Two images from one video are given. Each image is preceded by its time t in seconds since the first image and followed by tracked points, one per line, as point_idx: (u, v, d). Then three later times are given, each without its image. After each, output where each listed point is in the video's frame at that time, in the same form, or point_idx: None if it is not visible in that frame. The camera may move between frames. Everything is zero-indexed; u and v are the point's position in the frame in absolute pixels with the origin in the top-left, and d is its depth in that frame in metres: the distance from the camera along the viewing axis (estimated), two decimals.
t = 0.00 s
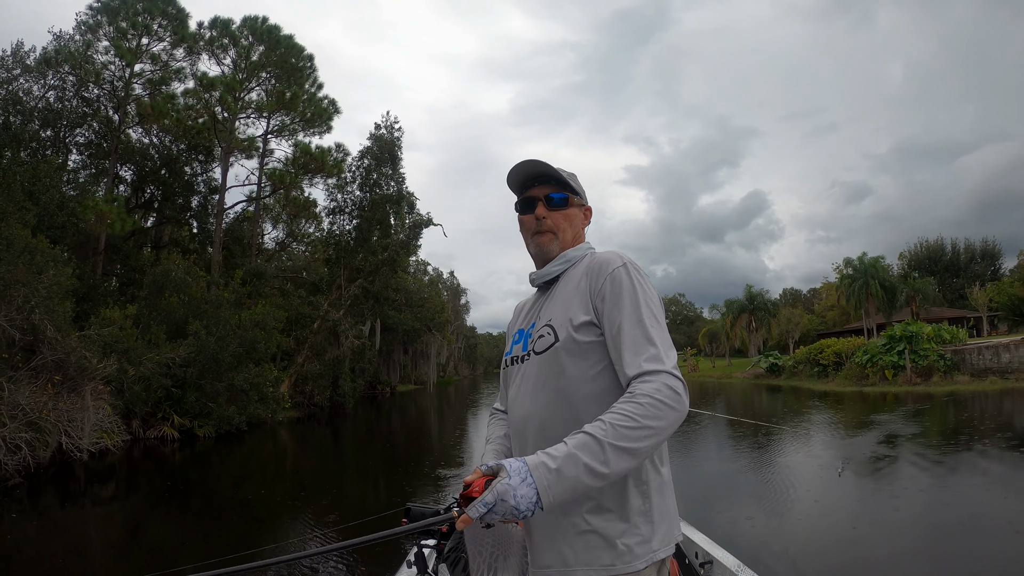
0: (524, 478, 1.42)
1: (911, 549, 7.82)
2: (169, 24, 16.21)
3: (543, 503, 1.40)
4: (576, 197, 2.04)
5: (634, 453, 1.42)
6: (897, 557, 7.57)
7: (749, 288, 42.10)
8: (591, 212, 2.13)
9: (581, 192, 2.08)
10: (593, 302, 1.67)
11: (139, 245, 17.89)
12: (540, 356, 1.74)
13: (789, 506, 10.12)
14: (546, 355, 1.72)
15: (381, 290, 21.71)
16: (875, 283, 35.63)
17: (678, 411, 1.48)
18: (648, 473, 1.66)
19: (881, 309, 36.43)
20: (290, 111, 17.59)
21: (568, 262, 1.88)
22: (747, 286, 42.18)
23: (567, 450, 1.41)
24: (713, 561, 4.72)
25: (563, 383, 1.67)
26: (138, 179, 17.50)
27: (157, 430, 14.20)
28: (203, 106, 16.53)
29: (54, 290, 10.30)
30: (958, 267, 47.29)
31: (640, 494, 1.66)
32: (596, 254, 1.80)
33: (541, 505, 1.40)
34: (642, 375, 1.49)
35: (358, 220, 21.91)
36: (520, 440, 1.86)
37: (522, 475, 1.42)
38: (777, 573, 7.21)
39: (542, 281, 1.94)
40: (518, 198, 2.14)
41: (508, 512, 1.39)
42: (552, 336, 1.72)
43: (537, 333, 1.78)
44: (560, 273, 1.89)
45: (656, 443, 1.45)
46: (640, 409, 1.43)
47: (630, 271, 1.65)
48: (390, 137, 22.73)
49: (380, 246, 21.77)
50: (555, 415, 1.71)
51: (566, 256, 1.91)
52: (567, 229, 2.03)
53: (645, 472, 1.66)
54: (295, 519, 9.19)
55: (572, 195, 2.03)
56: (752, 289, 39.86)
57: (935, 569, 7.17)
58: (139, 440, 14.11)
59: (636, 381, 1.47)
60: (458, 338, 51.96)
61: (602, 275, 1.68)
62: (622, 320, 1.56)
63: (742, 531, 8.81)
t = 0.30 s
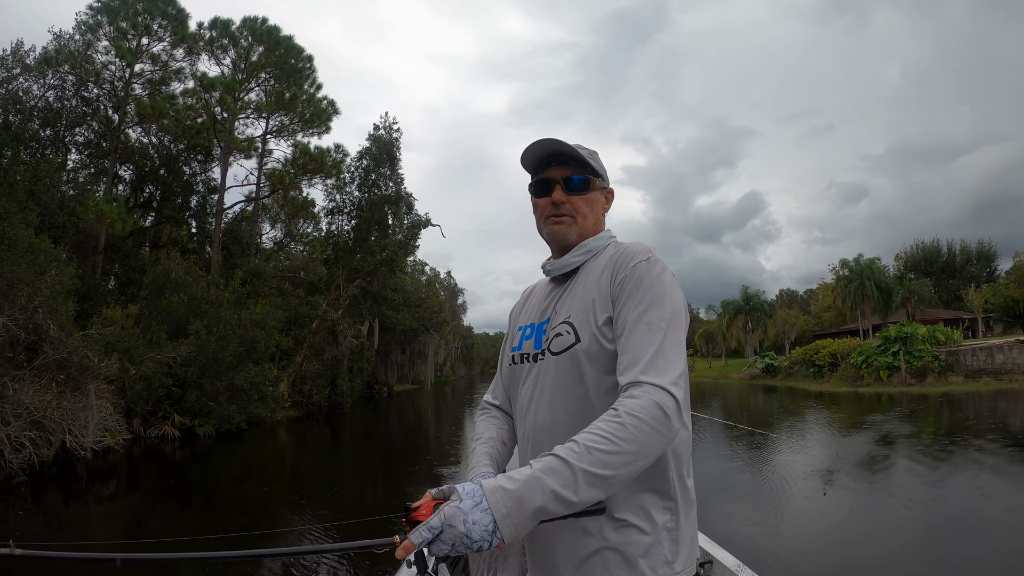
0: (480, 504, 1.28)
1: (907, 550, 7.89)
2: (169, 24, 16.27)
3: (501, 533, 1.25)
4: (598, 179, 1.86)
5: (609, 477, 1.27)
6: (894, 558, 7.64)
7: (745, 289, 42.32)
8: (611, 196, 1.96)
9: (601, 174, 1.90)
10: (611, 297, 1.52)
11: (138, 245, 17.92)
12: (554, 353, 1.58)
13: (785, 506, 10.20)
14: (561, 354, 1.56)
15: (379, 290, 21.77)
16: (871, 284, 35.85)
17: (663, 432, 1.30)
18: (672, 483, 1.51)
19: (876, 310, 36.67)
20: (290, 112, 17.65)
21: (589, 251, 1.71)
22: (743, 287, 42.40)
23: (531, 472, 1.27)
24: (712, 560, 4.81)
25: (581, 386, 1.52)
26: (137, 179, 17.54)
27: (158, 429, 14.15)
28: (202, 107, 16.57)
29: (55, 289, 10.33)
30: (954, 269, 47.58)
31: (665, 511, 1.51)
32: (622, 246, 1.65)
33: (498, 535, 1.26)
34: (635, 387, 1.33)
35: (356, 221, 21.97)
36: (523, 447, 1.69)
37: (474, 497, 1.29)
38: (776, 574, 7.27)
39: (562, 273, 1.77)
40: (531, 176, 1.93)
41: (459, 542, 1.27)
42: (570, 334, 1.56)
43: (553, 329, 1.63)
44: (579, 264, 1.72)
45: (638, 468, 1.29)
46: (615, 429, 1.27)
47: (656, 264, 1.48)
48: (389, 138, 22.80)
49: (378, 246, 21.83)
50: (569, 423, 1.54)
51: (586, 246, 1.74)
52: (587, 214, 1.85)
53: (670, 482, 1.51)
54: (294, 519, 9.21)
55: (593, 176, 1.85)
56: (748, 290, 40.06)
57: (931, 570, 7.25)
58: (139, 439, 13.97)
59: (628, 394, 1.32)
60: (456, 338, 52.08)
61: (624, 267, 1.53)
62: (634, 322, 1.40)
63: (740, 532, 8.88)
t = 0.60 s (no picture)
0: (614, 555, 1.12)
1: (904, 551, 7.98)
2: (170, 25, 16.36)
3: None
4: (627, 161, 1.79)
5: (727, 492, 1.20)
6: (890, 559, 7.73)
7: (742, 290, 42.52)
8: (641, 179, 1.88)
9: (630, 156, 1.83)
10: (661, 287, 1.43)
11: (137, 245, 17.95)
12: (587, 345, 1.48)
13: (782, 507, 10.29)
14: (598, 346, 1.46)
15: (378, 291, 21.87)
16: (867, 286, 36.09)
17: (764, 438, 1.25)
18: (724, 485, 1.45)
19: (872, 312, 36.89)
20: (289, 113, 17.72)
21: (621, 239, 1.64)
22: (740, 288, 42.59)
23: (659, 507, 1.16)
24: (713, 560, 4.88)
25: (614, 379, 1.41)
26: (136, 179, 17.56)
27: (158, 428, 14.15)
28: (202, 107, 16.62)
29: (59, 290, 10.39)
30: (950, 272, 47.87)
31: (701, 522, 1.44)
32: (659, 233, 1.57)
33: None
34: (727, 393, 1.26)
35: (355, 222, 22.04)
36: (537, 444, 1.57)
37: (605, 547, 1.13)
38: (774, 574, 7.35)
39: (590, 259, 1.70)
40: (556, 161, 1.88)
41: None
42: (605, 322, 1.46)
43: (584, 318, 1.53)
44: (611, 249, 1.64)
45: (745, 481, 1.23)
46: (725, 439, 1.20)
47: (706, 254, 1.41)
48: (387, 139, 22.91)
49: (376, 247, 21.91)
50: (599, 422, 1.43)
51: (617, 234, 1.66)
52: (615, 199, 1.78)
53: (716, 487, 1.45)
54: (293, 518, 9.28)
55: (623, 158, 1.77)
56: (745, 291, 40.24)
57: (928, 571, 7.33)
58: (139, 439, 13.93)
59: (721, 398, 1.25)
60: (452, 338, 52.16)
61: (673, 255, 1.44)
62: (704, 319, 1.32)
63: (739, 533, 8.96)
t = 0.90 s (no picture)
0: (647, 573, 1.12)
1: (900, 551, 8.07)
2: (169, 28, 16.45)
3: None
4: (640, 153, 1.73)
5: (752, 500, 1.19)
6: (886, 559, 7.82)
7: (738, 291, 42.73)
8: (652, 175, 1.81)
9: (643, 150, 1.78)
10: (682, 280, 1.34)
11: (136, 247, 17.99)
12: (601, 337, 1.36)
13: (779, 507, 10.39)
14: (615, 338, 1.33)
15: (377, 292, 21.95)
16: (863, 286, 36.32)
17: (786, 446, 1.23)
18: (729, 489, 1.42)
19: (868, 312, 37.12)
20: (289, 116, 17.81)
21: (635, 232, 1.56)
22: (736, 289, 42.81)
23: (692, 522, 1.15)
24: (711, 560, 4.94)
25: (631, 376, 1.30)
26: (136, 181, 17.61)
27: (159, 429, 14.19)
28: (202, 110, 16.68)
29: (61, 292, 10.45)
30: (946, 272, 48.18)
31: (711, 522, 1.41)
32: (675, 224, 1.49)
33: None
34: (752, 400, 1.22)
35: (353, 224, 22.13)
36: (532, 442, 1.42)
37: (642, 567, 1.12)
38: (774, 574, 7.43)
39: (601, 254, 1.59)
40: (565, 151, 1.79)
41: None
42: (620, 314, 1.35)
43: (596, 307, 1.40)
44: (623, 243, 1.55)
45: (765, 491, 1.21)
46: (753, 447, 1.18)
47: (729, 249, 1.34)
48: (386, 141, 23.03)
49: (375, 249, 21.99)
50: (609, 420, 1.30)
51: (631, 230, 1.58)
52: (628, 192, 1.70)
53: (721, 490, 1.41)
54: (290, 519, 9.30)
55: (636, 150, 1.71)
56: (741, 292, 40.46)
57: (923, 571, 7.43)
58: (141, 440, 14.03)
59: (748, 405, 1.22)
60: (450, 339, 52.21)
61: (694, 246, 1.35)
62: (730, 319, 1.25)
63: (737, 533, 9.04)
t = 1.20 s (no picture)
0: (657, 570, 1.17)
1: (896, 550, 8.15)
2: (168, 29, 16.51)
3: None
4: (640, 146, 1.76)
5: (761, 497, 1.25)
6: (883, 558, 7.90)
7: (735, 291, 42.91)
8: (652, 168, 1.84)
9: (642, 141, 1.81)
10: (690, 281, 1.38)
11: (136, 247, 18.04)
12: (610, 337, 1.39)
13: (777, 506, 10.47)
14: (625, 339, 1.36)
15: (376, 293, 22.02)
16: (859, 287, 36.54)
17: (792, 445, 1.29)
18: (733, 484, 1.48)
19: (864, 312, 37.32)
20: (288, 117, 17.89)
21: (639, 229, 1.60)
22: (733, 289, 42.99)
23: (700, 521, 1.21)
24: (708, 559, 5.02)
25: (641, 377, 1.33)
26: (135, 181, 17.66)
27: (161, 429, 14.22)
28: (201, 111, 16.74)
29: (65, 293, 10.51)
30: (942, 272, 48.45)
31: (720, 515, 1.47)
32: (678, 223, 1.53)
33: None
34: (761, 400, 1.28)
35: (351, 225, 22.19)
36: (538, 442, 1.44)
37: (653, 564, 1.17)
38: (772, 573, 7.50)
39: (604, 252, 1.61)
40: (565, 146, 1.82)
41: None
42: (631, 316, 1.38)
43: (603, 309, 1.43)
44: (627, 240, 1.58)
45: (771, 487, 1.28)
46: (764, 448, 1.24)
47: (736, 251, 1.39)
48: (384, 142, 23.12)
49: (374, 250, 22.06)
50: (621, 422, 1.33)
51: (633, 227, 1.61)
52: (628, 186, 1.72)
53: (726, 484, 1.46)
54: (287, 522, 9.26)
55: (637, 144, 1.74)
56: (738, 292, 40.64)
57: (917, 569, 7.52)
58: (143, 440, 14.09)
59: (759, 408, 1.27)
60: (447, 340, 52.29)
61: (704, 249, 1.39)
62: (743, 322, 1.30)
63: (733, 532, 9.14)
